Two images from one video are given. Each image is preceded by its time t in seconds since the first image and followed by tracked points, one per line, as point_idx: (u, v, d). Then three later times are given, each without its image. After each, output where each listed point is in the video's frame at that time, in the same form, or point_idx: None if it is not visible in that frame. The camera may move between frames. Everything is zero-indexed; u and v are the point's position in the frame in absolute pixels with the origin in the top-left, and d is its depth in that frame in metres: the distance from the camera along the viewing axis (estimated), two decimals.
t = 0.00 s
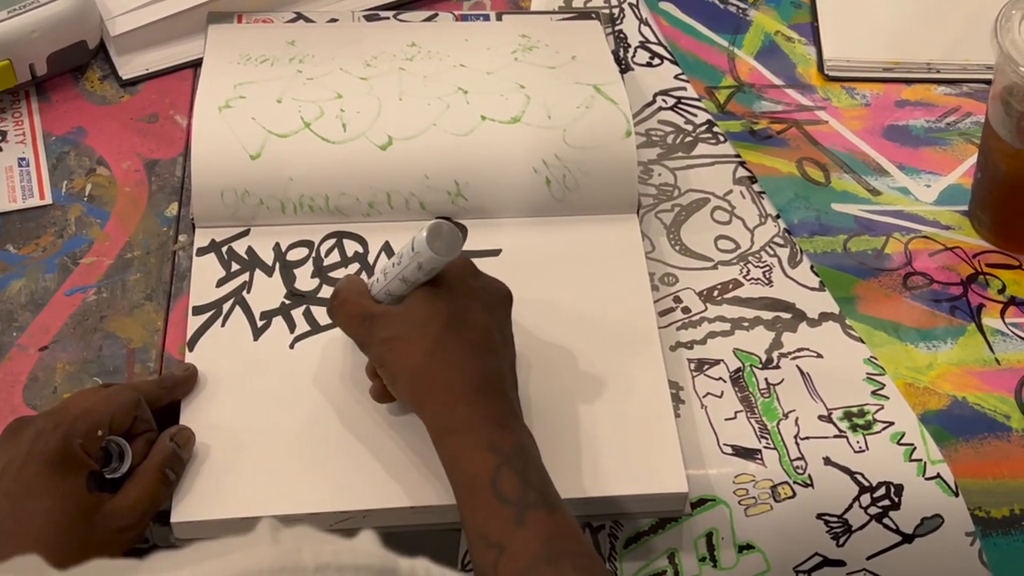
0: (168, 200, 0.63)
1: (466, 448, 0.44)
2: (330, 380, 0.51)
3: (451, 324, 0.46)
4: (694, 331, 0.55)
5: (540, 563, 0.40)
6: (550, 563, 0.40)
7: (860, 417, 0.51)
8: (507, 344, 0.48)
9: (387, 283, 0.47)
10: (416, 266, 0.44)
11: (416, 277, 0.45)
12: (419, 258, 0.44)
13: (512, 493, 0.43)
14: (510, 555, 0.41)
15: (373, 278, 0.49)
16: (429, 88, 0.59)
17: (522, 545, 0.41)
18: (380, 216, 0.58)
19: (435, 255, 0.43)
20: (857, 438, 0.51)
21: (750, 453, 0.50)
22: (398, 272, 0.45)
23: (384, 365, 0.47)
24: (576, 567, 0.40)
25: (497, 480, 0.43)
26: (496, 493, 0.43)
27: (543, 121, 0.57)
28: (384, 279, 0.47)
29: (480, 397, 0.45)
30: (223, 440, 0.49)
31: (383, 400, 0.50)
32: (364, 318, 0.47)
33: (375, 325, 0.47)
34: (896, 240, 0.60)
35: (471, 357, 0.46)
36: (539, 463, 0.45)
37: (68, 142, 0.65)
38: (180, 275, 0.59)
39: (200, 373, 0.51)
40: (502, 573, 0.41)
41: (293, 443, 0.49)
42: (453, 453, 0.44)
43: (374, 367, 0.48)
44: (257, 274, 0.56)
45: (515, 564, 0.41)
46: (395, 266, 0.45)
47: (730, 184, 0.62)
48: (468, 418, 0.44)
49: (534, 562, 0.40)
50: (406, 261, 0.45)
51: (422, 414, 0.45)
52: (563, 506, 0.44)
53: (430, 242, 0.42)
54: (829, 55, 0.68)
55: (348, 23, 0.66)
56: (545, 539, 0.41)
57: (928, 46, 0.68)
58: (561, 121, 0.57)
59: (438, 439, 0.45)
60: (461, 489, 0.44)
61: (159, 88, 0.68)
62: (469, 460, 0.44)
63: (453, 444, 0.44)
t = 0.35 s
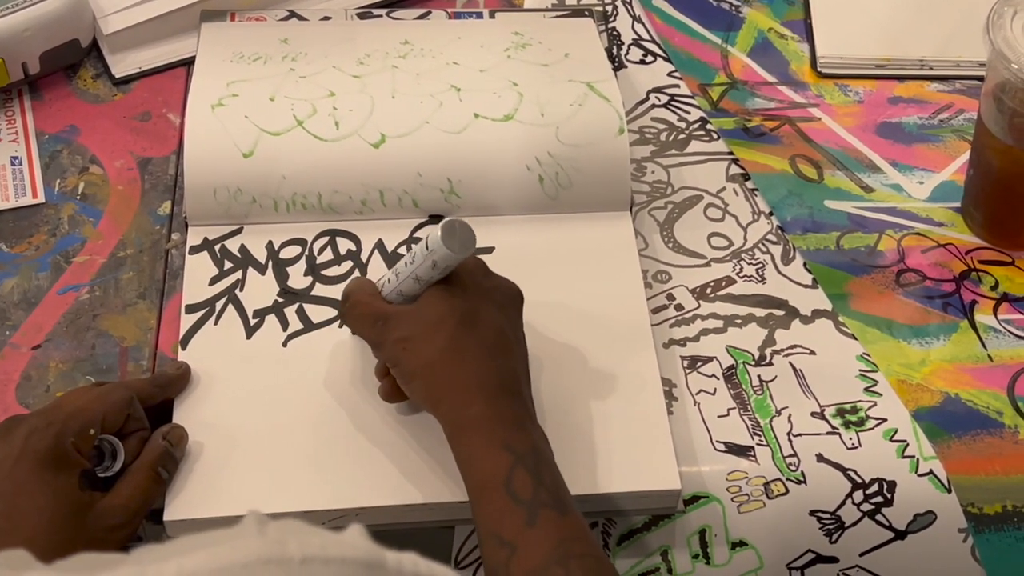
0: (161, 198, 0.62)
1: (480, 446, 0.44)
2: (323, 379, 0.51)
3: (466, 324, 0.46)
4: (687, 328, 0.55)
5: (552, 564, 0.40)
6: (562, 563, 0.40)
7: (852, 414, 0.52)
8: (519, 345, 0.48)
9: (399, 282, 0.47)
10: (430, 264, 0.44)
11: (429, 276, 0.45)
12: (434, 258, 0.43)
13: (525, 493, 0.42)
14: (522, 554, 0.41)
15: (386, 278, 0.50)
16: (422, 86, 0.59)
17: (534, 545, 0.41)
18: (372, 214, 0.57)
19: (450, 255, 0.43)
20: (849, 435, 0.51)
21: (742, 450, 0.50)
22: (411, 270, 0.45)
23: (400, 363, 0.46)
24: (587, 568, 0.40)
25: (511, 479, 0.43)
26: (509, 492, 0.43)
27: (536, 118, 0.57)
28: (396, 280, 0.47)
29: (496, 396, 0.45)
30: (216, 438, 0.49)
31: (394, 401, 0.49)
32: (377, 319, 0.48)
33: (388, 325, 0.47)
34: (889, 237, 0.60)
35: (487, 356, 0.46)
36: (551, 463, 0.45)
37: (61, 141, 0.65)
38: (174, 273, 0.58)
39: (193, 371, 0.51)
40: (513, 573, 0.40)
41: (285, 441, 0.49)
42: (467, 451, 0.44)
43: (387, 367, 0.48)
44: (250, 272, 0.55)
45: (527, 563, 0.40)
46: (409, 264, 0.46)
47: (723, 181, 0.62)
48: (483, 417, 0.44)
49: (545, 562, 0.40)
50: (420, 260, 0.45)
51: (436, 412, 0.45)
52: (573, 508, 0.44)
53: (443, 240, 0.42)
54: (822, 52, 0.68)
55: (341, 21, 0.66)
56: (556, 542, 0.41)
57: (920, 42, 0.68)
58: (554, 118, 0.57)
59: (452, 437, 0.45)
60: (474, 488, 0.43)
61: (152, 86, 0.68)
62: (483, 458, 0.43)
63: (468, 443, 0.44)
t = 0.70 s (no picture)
0: (154, 196, 0.62)
1: (493, 443, 0.44)
2: (317, 377, 0.51)
3: (484, 318, 0.46)
4: (682, 325, 0.55)
5: (563, 561, 0.41)
6: (573, 562, 0.41)
7: (847, 411, 0.52)
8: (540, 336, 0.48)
9: (422, 280, 0.47)
10: (452, 262, 0.44)
11: (452, 274, 0.45)
12: (457, 253, 0.44)
13: (538, 490, 0.43)
14: (533, 551, 0.41)
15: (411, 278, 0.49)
16: (416, 83, 0.59)
17: (546, 542, 0.42)
18: (367, 211, 0.57)
19: (473, 250, 0.43)
20: (844, 432, 0.51)
21: (737, 447, 0.50)
22: (435, 268, 0.46)
23: (418, 358, 0.46)
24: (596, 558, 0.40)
25: (523, 475, 0.43)
26: (522, 489, 0.43)
27: (530, 115, 0.57)
28: (420, 277, 0.47)
29: (510, 392, 0.45)
30: (209, 436, 0.49)
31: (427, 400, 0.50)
32: (399, 314, 0.47)
33: (410, 319, 0.47)
34: (884, 234, 0.59)
35: (503, 352, 0.46)
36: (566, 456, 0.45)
37: (54, 139, 0.65)
38: (167, 271, 0.58)
39: (186, 369, 0.51)
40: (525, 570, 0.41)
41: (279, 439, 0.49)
42: (481, 447, 0.44)
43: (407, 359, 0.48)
44: (243, 270, 0.55)
45: (539, 561, 0.41)
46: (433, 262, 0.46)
47: (718, 177, 0.62)
48: (496, 414, 0.44)
49: (556, 561, 0.41)
50: (444, 256, 0.45)
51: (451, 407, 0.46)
52: (586, 503, 0.44)
53: (467, 237, 0.43)
54: (817, 48, 0.68)
55: (335, 19, 0.66)
56: (568, 537, 0.42)
57: (916, 38, 0.68)
58: (548, 116, 0.57)
59: (467, 432, 0.45)
60: (487, 485, 0.44)
61: (145, 84, 0.67)
62: (496, 456, 0.44)
63: (482, 439, 0.44)
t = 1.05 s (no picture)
0: (149, 192, 0.62)
1: (506, 420, 0.44)
2: (312, 373, 0.51)
3: (500, 297, 0.46)
4: (677, 321, 0.55)
5: (569, 540, 0.40)
6: (580, 540, 0.40)
7: (842, 406, 0.51)
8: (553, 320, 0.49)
9: (434, 254, 0.47)
10: (468, 238, 0.44)
11: (466, 250, 0.45)
12: (473, 230, 0.44)
13: (548, 468, 0.43)
14: (540, 528, 0.41)
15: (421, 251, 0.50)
16: (411, 79, 0.59)
17: (553, 519, 0.41)
18: (362, 207, 0.57)
19: (491, 229, 0.43)
20: (840, 428, 0.51)
21: (732, 443, 0.50)
22: (449, 243, 0.45)
23: (432, 331, 0.47)
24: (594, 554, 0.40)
25: (534, 454, 0.43)
26: (533, 466, 0.43)
27: (526, 111, 0.57)
28: (432, 251, 0.47)
29: (525, 372, 0.45)
30: (204, 432, 0.49)
31: (428, 376, 0.50)
32: (414, 286, 0.47)
33: (425, 294, 0.47)
34: (879, 229, 0.59)
35: (519, 332, 0.46)
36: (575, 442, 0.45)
37: (49, 135, 0.65)
38: (162, 267, 0.58)
39: (181, 366, 0.51)
40: (532, 545, 0.41)
41: (274, 436, 0.48)
42: (494, 424, 0.44)
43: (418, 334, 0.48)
44: (238, 266, 0.55)
45: (546, 537, 0.41)
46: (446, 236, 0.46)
47: (714, 173, 0.62)
48: (511, 393, 0.45)
49: (562, 538, 0.41)
50: (459, 233, 0.45)
51: (465, 383, 0.46)
52: (595, 485, 0.44)
53: (485, 214, 0.42)
54: (813, 44, 0.68)
55: (330, 15, 0.66)
56: (575, 515, 0.41)
57: (912, 34, 0.68)
58: (543, 111, 0.57)
59: (481, 410, 0.45)
60: (497, 461, 0.44)
61: (140, 80, 0.67)
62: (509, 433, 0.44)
63: (495, 415, 0.45)
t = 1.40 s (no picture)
0: (150, 182, 0.62)
1: (516, 422, 0.44)
2: (313, 363, 0.51)
3: (509, 298, 0.46)
4: (679, 312, 0.55)
5: (580, 541, 0.40)
6: (592, 542, 0.40)
7: (844, 397, 0.51)
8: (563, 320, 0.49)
9: (437, 258, 0.46)
10: (472, 240, 0.44)
11: (470, 252, 0.45)
12: (477, 232, 0.43)
13: (559, 470, 0.43)
14: (551, 529, 0.41)
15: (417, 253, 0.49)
16: (411, 69, 0.59)
17: (564, 521, 0.41)
18: (363, 198, 0.57)
19: (495, 231, 0.42)
20: (841, 419, 0.51)
21: (734, 434, 0.50)
22: (453, 246, 0.45)
23: (440, 334, 0.46)
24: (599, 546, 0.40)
25: (544, 455, 0.43)
26: (543, 467, 0.43)
27: (527, 101, 0.57)
28: (433, 253, 0.46)
29: (534, 372, 0.45)
30: (204, 424, 0.48)
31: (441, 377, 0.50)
32: (419, 291, 0.47)
33: (430, 297, 0.46)
34: (881, 220, 0.59)
35: (529, 332, 0.46)
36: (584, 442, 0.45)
37: (49, 126, 0.65)
38: (163, 258, 0.58)
39: (181, 357, 0.51)
40: (543, 547, 0.41)
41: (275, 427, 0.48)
42: (503, 424, 0.44)
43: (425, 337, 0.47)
44: (239, 257, 0.55)
45: (556, 539, 0.41)
46: (449, 239, 0.45)
47: (715, 164, 0.62)
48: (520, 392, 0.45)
49: (574, 540, 0.41)
50: (463, 235, 0.44)
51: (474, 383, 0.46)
52: (605, 487, 0.44)
53: (487, 215, 0.42)
54: (814, 34, 0.68)
55: (331, 5, 0.66)
56: (586, 517, 0.41)
57: (914, 24, 0.68)
58: (544, 102, 0.57)
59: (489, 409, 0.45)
60: (506, 462, 0.44)
61: (140, 70, 0.67)
62: (519, 432, 0.44)
63: (505, 416, 0.44)
